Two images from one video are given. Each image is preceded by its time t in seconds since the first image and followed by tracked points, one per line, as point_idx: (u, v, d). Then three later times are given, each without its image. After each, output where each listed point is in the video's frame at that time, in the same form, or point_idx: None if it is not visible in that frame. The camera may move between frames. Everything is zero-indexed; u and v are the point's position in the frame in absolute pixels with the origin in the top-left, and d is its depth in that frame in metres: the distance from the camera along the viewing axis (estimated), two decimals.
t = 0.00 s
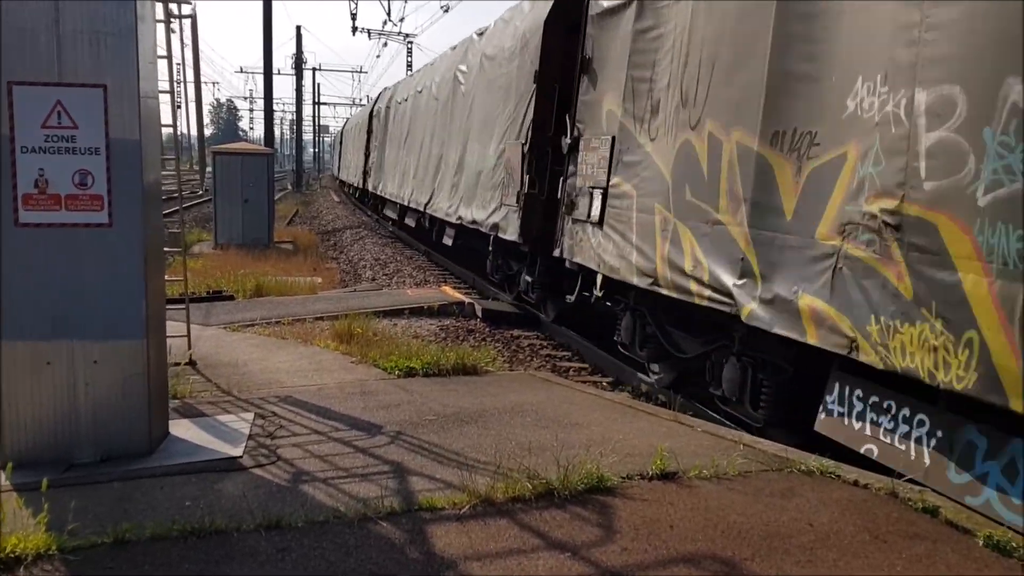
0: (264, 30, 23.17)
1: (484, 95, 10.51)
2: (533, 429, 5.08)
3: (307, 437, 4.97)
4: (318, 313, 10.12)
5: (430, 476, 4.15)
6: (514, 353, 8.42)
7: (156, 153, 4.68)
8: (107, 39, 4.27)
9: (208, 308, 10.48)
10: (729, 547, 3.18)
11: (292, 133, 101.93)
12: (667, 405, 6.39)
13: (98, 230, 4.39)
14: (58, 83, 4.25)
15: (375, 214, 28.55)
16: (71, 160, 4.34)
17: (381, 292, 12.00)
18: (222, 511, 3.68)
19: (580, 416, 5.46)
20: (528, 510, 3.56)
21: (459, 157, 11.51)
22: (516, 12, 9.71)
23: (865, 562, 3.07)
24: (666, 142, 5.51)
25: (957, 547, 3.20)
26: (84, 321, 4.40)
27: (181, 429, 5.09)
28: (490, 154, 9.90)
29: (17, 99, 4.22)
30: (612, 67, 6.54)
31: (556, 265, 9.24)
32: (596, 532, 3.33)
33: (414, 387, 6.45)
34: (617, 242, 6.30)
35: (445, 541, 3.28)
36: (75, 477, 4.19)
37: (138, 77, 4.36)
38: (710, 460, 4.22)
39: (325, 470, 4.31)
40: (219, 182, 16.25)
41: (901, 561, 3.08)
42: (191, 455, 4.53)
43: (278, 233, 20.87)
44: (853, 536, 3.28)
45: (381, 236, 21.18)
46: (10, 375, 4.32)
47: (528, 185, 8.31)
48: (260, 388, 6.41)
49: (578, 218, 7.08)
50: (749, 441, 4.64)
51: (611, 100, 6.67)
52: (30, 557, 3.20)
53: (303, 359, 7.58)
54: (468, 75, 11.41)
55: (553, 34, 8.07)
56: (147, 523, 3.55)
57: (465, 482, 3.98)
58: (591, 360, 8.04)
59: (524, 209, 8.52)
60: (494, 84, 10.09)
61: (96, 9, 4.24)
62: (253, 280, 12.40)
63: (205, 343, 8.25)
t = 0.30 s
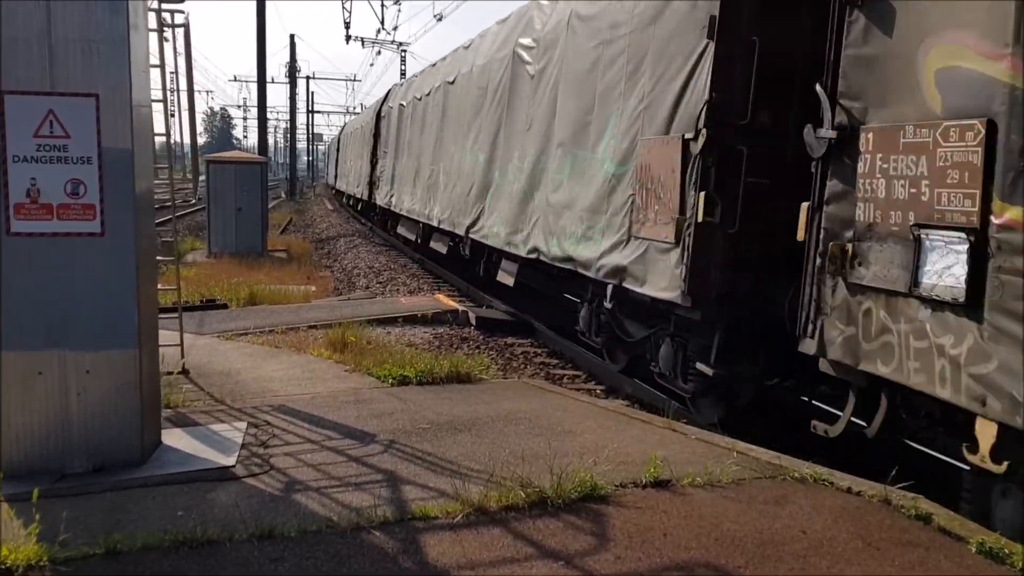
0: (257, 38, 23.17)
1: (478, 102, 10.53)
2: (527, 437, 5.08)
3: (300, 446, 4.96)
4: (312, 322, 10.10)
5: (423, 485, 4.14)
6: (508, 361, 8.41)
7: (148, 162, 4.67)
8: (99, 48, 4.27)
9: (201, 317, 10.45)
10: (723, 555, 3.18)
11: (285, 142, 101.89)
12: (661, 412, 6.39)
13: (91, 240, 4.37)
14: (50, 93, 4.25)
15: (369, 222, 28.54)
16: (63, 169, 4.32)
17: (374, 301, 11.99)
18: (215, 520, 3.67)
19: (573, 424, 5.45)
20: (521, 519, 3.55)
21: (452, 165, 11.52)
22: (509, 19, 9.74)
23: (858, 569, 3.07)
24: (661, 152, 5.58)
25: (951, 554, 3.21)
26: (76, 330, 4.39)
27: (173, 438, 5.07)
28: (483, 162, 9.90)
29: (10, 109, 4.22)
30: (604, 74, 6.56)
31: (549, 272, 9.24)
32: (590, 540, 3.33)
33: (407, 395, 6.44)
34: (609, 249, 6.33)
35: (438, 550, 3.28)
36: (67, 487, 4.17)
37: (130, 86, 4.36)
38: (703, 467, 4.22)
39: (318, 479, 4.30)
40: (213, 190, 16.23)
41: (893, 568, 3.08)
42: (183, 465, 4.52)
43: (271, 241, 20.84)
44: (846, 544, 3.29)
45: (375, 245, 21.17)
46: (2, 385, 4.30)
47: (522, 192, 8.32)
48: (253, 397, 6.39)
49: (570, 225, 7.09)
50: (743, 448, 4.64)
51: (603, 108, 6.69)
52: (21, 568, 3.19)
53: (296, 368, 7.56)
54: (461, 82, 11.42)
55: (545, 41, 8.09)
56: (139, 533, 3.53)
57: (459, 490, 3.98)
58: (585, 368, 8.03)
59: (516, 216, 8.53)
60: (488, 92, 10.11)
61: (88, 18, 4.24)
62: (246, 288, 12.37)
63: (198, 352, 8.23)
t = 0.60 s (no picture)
0: (251, 42, 23.15)
1: (472, 106, 10.52)
2: (523, 441, 5.08)
3: (295, 452, 4.94)
4: (306, 326, 10.09)
5: (419, 490, 4.13)
6: (503, 365, 8.41)
7: (141, 166, 4.65)
8: (92, 53, 4.26)
9: (195, 322, 10.42)
10: (719, 560, 3.18)
11: (279, 146, 101.79)
12: (656, 417, 6.39)
13: (84, 245, 4.36)
14: (43, 98, 4.23)
15: (363, 226, 28.52)
16: (57, 175, 4.31)
17: (369, 305, 11.97)
18: (210, 527, 3.66)
19: (569, 428, 5.45)
20: (517, 524, 3.55)
21: (447, 169, 11.51)
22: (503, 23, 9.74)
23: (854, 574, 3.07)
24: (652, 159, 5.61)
25: (947, 558, 3.21)
26: (70, 337, 4.37)
27: (168, 444, 5.05)
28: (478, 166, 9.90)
29: (3, 114, 4.20)
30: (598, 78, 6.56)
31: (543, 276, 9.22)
32: (586, 545, 3.32)
33: (403, 400, 6.43)
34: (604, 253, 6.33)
35: (434, 556, 3.27)
36: (62, 493, 4.15)
37: (124, 91, 4.35)
38: (699, 471, 4.22)
39: (313, 484, 4.28)
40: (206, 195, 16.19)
41: (890, 573, 3.08)
42: (178, 470, 4.50)
43: (266, 246, 20.81)
44: (843, 548, 3.29)
45: (370, 249, 21.15)
46: None
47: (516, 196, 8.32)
48: (248, 402, 6.38)
49: (564, 229, 7.09)
50: (738, 452, 4.64)
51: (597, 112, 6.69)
52: None
53: (291, 373, 7.55)
54: (455, 86, 11.42)
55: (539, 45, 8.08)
56: (134, 539, 3.52)
57: (454, 495, 3.97)
58: (580, 372, 8.03)
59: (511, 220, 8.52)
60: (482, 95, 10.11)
61: (81, 23, 4.22)
62: (241, 293, 12.34)
63: (192, 357, 8.20)
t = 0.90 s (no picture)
0: (247, 41, 23.11)
1: (470, 106, 10.51)
2: (522, 441, 5.08)
3: (294, 452, 4.94)
4: (304, 327, 10.07)
5: (418, 490, 4.13)
6: (501, 365, 8.41)
7: (139, 166, 4.64)
8: (90, 53, 4.25)
9: (192, 322, 10.41)
10: (720, 559, 3.18)
11: (275, 146, 101.68)
12: (655, 416, 6.40)
13: (82, 245, 4.35)
14: (41, 98, 4.22)
15: (360, 226, 28.50)
16: (55, 175, 4.29)
17: (366, 305, 11.96)
18: (209, 528, 3.65)
19: (567, 427, 5.45)
20: (517, 524, 3.54)
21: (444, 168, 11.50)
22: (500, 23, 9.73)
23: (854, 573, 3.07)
24: (657, 159, 5.61)
25: (947, 556, 3.21)
26: (68, 338, 4.35)
27: (166, 445, 5.04)
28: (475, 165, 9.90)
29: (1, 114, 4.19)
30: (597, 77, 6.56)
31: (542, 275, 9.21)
32: (586, 544, 3.33)
33: (401, 400, 6.43)
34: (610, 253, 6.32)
35: (434, 556, 3.27)
36: (60, 495, 4.14)
37: (122, 92, 4.34)
38: (699, 471, 4.23)
39: (312, 485, 4.28)
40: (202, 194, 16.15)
41: (890, 571, 3.08)
42: (177, 472, 4.49)
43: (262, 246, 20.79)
44: (843, 547, 3.29)
45: (367, 249, 21.13)
46: None
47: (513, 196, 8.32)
48: (246, 402, 6.37)
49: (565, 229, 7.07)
50: (737, 451, 4.65)
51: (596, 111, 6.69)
52: None
53: (289, 373, 7.54)
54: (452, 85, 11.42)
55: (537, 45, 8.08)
56: (133, 541, 3.51)
57: (453, 495, 3.97)
58: (578, 371, 8.04)
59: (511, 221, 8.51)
60: (479, 95, 10.11)
61: (79, 24, 4.22)
62: (238, 293, 12.33)
63: (189, 357, 8.19)
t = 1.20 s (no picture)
0: (244, 42, 23.11)
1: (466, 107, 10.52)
2: (520, 442, 5.07)
3: (292, 454, 4.93)
4: (302, 329, 10.07)
5: (416, 492, 4.13)
6: (499, 366, 8.41)
7: (135, 168, 4.64)
8: (86, 55, 4.24)
9: (190, 324, 10.39)
10: (718, 559, 3.18)
11: (272, 147, 101.63)
12: (653, 417, 6.40)
13: (79, 247, 4.34)
14: (37, 100, 4.22)
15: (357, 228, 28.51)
16: (51, 178, 4.28)
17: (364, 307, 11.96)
18: (207, 531, 3.64)
19: (566, 429, 5.45)
20: (515, 525, 3.54)
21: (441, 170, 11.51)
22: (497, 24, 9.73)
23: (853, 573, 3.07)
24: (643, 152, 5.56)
25: (946, 556, 3.21)
26: (65, 341, 4.35)
27: (164, 448, 5.03)
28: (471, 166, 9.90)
29: None
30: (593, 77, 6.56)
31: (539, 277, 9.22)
32: (585, 545, 3.33)
33: (399, 402, 6.42)
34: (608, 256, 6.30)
35: (432, 558, 3.26)
36: (58, 498, 4.14)
37: (118, 93, 4.33)
38: (697, 471, 4.23)
39: (310, 487, 4.27)
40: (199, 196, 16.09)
41: (889, 572, 3.08)
42: (174, 475, 4.48)
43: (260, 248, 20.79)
44: (841, 547, 3.29)
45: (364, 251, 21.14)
46: None
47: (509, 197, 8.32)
48: (244, 405, 6.36)
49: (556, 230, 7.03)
50: (735, 451, 4.65)
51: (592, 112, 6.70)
52: None
53: (286, 375, 7.54)
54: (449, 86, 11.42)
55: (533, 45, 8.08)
56: (131, 544, 3.51)
57: (452, 497, 3.98)
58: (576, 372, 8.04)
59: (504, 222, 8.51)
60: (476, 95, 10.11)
61: (75, 25, 4.21)
62: (235, 295, 12.32)
63: (187, 360, 8.18)
